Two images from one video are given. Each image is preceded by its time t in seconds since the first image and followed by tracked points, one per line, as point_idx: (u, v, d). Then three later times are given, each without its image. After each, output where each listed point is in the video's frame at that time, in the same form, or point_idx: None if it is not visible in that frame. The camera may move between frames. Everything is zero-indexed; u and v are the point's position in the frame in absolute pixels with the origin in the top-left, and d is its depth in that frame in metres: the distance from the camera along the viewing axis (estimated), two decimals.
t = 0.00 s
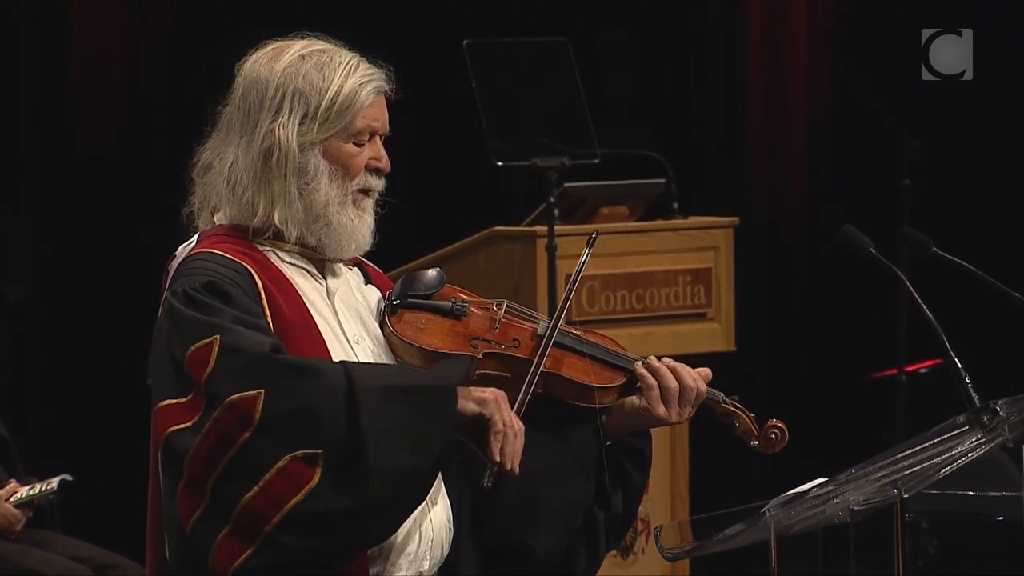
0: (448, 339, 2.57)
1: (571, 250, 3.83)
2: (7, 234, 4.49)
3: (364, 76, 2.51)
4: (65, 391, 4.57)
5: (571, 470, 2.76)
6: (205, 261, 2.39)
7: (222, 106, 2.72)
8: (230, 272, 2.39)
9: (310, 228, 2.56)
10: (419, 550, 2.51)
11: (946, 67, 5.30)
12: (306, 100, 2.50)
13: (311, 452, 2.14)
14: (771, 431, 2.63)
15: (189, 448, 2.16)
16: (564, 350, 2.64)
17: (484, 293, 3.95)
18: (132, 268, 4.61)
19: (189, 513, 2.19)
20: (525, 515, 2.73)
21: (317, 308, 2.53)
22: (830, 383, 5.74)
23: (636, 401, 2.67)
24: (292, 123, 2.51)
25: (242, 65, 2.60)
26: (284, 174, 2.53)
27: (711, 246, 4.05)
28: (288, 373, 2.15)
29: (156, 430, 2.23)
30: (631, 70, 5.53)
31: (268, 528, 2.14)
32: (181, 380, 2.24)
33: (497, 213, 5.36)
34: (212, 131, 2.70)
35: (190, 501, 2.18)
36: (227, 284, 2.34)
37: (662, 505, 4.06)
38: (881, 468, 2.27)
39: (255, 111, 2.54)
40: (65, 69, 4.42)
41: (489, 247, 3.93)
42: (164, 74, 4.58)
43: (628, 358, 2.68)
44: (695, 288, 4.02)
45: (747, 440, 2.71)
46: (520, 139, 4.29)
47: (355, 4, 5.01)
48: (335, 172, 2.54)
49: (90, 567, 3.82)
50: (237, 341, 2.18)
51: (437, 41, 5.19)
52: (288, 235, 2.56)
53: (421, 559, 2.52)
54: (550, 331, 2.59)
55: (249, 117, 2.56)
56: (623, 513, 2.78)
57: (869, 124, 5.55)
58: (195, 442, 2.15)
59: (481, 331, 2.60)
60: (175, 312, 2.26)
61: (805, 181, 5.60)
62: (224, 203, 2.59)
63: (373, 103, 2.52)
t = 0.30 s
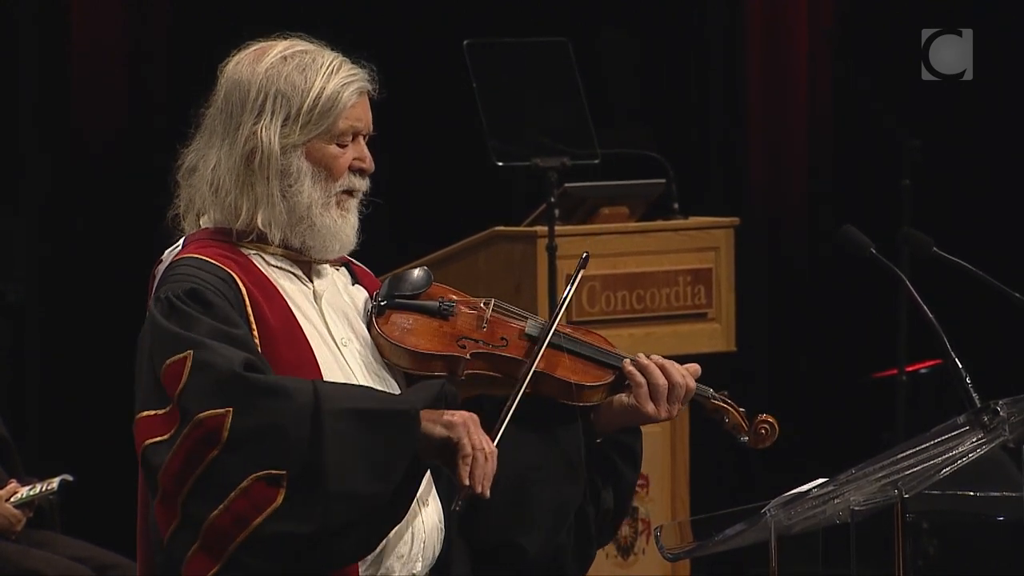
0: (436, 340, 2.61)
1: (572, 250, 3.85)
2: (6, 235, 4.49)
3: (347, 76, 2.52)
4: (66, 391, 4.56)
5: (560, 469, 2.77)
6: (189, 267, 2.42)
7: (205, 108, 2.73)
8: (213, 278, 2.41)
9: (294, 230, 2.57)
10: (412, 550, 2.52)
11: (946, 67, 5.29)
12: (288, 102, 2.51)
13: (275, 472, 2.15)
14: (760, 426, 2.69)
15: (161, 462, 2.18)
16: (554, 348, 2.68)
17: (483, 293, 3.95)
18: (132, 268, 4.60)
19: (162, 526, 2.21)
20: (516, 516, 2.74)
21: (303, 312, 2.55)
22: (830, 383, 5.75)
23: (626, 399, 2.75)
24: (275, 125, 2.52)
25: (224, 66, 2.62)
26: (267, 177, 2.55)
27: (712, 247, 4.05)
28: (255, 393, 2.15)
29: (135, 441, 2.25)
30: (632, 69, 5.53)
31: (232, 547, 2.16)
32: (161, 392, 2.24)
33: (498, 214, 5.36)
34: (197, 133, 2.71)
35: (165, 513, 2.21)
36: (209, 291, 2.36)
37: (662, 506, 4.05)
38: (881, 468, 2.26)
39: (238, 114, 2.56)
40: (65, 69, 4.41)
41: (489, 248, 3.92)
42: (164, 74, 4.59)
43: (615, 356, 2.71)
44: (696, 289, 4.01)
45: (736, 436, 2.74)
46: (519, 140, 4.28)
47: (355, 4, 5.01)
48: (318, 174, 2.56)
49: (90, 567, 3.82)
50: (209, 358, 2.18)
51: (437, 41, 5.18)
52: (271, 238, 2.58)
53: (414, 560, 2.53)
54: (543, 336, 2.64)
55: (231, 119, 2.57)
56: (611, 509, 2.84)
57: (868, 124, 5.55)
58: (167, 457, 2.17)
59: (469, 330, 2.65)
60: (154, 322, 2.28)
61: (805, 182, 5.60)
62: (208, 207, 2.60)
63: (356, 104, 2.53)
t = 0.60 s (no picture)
0: (424, 341, 2.61)
1: (574, 249, 3.85)
2: (7, 235, 4.48)
3: (332, 77, 2.57)
4: (65, 391, 4.56)
5: (551, 468, 2.79)
6: (176, 272, 2.46)
7: (190, 111, 2.76)
8: (199, 284, 2.44)
9: (281, 232, 2.61)
10: (405, 549, 2.55)
11: (946, 67, 5.29)
12: (274, 104, 2.56)
13: (246, 489, 2.25)
14: (751, 423, 2.70)
15: (141, 474, 2.27)
16: (546, 348, 2.69)
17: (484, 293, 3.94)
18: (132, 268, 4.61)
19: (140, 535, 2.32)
20: (508, 514, 2.76)
21: (292, 315, 2.59)
22: (830, 383, 5.75)
23: (616, 399, 2.77)
24: (260, 127, 2.57)
25: (209, 69, 2.66)
26: (253, 179, 2.59)
27: (712, 247, 4.05)
28: (231, 408, 2.23)
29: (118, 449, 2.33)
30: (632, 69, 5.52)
31: (204, 562, 2.27)
32: (141, 402, 2.32)
33: (499, 214, 5.36)
34: (182, 136, 2.75)
35: (145, 522, 2.31)
36: (196, 298, 2.41)
37: (664, 506, 4.05)
38: (882, 468, 2.25)
39: (222, 116, 2.60)
40: (65, 69, 4.41)
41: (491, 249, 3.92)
42: (164, 74, 4.59)
43: (605, 355, 2.70)
44: (697, 289, 4.01)
45: (727, 433, 2.75)
46: (521, 140, 4.27)
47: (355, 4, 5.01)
48: (304, 176, 2.60)
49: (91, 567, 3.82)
50: (188, 372, 2.26)
51: (437, 41, 5.18)
52: (258, 240, 2.62)
53: (408, 559, 2.56)
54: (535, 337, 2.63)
55: (216, 122, 2.61)
56: (602, 508, 2.84)
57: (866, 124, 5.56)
58: (146, 469, 2.26)
59: (457, 330, 2.65)
60: (137, 331, 2.35)
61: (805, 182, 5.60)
62: (195, 210, 2.64)
63: (342, 105, 2.58)
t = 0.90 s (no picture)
0: (415, 341, 2.61)
1: (575, 249, 3.85)
2: (6, 235, 4.46)
3: (320, 78, 2.57)
4: (64, 391, 4.56)
5: (541, 469, 2.78)
6: (164, 274, 2.46)
7: (179, 112, 2.77)
8: (186, 287, 2.45)
9: (269, 234, 2.61)
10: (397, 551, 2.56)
11: (947, 67, 5.28)
12: (262, 106, 2.56)
13: (219, 500, 2.26)
14: (743, 423, 2.70)
15: (120, 481, 2.29)
16: (538, 348, 2.70)
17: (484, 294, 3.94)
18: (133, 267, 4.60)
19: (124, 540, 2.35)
20: (499, 514, 2.75)
21: (281, 316, 2.58)
22: (830, 383, 5.76)
23: (606, 399, 2.74)
24: (248, 129, 2.57)
25: (197, 71, 2.66)
26: (241, 181, 2.59)
27: (713, 247, 4.05)
28: (209, 417, 2.24)
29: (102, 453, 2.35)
30: (632, 68, 5.51)
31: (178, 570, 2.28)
32: (123, 405, 2.33)
33: (500, 213, 5.35)
34: (171, 138, 2.75)
35: (127, 527, 2.33)
36: (182, 301, 2.42)
37: (664, 506, 4.05)
38: (884, 468, 2.25)
39: (211, 117, 2.60)
40: (64, 69, 4.40)
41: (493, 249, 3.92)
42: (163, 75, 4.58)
43: (597, 355, 2.72)
44: (698, 289, 4.00)
45: (718, 433, 2.75)
46: (519, 140, 4.28)
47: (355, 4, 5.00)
48: (292, 177, 2.60)
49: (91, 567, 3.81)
50: (167, 380, 2.26)
51: (437, 42, 5.18)
52: (246, 242, 2.62)
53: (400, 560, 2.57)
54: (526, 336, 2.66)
55: (204, 123, 2.61)
56: (595, 506, 2.85)
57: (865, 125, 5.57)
58: (124, 476, 2.28)
59: (448, 330, 2.66)
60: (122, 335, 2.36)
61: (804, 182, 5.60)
62: (183, 212, 2.64)
63: (330, 106, 2.58)
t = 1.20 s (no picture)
0: (408, 338, 2.60)
1: (575, 250, 3.86)
2: (7, 235, 4.44)
3: (312, 78, 2.58)
4: (65, 391, 4.55)
5: (536, 465, 2.79)
6: (160, 275, 2.47)
7: (171, 113, 2.76)
8: (182, 288, 2.46)
9: (262, 235, 2.61)
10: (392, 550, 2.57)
11: (946, 67, 5.26)
12: (253, 106, 2.56)
13: (201, 508, 2.26)
14: (737, 416, 2.69)
15: (110, 484, 2.31)
16: (530, 343, 2.68)
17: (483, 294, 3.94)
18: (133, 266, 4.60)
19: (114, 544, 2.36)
20: (494, 511, 2.76)
21: (276, 315, 2.59)
22: (830, 382, 5.76)
23: (599, 394, 2.75)
24: (240, 130, 2.57)
25: (188, 72, 2.66)
26: (234, 182, 2.59)
27: (714, 246, 4.04)
28: (201, 422, 2.25)
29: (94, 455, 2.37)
30: (633, 69, 5.51)
31: None
32: (116, 409, 2.35)
33: (501, 212, 5.36)
34: (162, 140, 2.75)
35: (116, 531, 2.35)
36: (178, 303, 2.43)
37: (665, 506, 4.05)
38: (884, 469, 2.27)
39: (202, 119, 2.60)
40: (63, 69, 4.40)
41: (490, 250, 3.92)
42: (162, 74, 4.57)
43: (591, 351, 2.70)
44: (699, 290, 4.00)
45: (712, 425, 2.75)
46: (519, 138, 4.30)
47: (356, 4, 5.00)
48: (285, 178, 2.61)
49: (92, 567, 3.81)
50: (162, 384, 2.28)
51: (437, 41, 5.18)
52: (240, 243, 2.61)
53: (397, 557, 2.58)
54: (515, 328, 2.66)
55: (196, 124, 2.61)
56: (590, 503, 2.84)
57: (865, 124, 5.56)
58: (114, 480, 2.30)
59: (440, 326, 2.65)
60: (118, 337, 2.37)
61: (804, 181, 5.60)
62: (177, 213, 2.64)
63: (322, 105, 2.59)
